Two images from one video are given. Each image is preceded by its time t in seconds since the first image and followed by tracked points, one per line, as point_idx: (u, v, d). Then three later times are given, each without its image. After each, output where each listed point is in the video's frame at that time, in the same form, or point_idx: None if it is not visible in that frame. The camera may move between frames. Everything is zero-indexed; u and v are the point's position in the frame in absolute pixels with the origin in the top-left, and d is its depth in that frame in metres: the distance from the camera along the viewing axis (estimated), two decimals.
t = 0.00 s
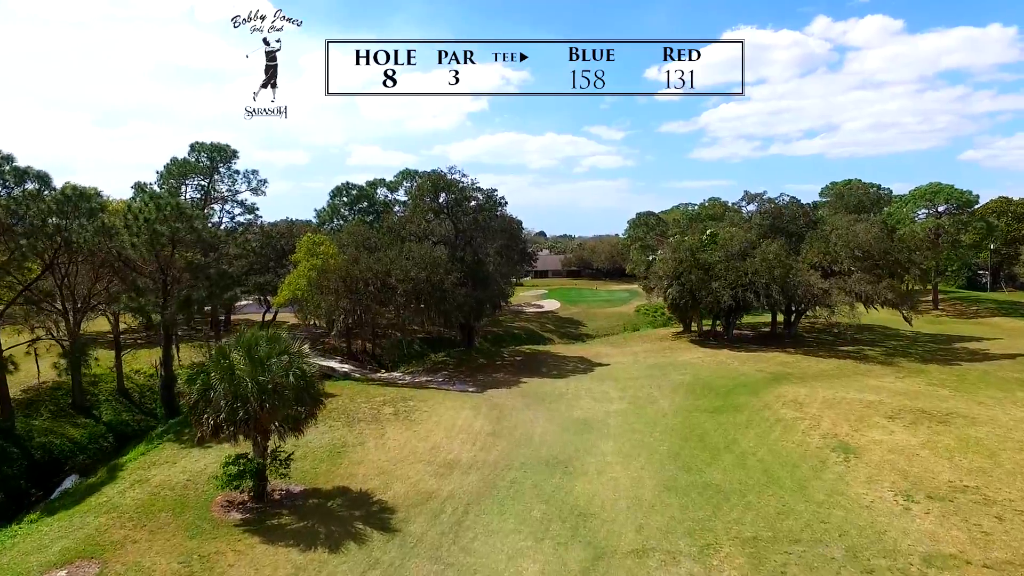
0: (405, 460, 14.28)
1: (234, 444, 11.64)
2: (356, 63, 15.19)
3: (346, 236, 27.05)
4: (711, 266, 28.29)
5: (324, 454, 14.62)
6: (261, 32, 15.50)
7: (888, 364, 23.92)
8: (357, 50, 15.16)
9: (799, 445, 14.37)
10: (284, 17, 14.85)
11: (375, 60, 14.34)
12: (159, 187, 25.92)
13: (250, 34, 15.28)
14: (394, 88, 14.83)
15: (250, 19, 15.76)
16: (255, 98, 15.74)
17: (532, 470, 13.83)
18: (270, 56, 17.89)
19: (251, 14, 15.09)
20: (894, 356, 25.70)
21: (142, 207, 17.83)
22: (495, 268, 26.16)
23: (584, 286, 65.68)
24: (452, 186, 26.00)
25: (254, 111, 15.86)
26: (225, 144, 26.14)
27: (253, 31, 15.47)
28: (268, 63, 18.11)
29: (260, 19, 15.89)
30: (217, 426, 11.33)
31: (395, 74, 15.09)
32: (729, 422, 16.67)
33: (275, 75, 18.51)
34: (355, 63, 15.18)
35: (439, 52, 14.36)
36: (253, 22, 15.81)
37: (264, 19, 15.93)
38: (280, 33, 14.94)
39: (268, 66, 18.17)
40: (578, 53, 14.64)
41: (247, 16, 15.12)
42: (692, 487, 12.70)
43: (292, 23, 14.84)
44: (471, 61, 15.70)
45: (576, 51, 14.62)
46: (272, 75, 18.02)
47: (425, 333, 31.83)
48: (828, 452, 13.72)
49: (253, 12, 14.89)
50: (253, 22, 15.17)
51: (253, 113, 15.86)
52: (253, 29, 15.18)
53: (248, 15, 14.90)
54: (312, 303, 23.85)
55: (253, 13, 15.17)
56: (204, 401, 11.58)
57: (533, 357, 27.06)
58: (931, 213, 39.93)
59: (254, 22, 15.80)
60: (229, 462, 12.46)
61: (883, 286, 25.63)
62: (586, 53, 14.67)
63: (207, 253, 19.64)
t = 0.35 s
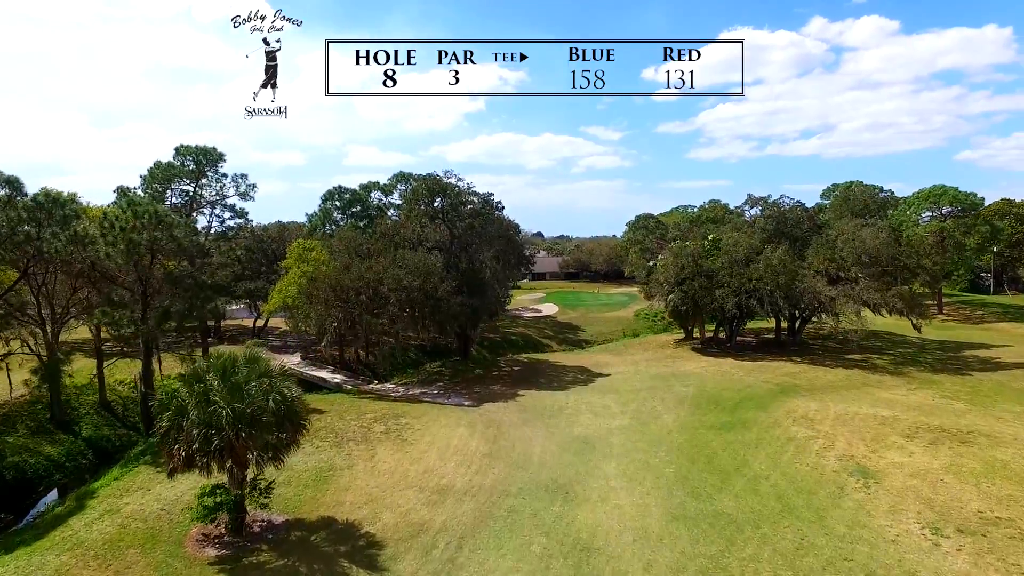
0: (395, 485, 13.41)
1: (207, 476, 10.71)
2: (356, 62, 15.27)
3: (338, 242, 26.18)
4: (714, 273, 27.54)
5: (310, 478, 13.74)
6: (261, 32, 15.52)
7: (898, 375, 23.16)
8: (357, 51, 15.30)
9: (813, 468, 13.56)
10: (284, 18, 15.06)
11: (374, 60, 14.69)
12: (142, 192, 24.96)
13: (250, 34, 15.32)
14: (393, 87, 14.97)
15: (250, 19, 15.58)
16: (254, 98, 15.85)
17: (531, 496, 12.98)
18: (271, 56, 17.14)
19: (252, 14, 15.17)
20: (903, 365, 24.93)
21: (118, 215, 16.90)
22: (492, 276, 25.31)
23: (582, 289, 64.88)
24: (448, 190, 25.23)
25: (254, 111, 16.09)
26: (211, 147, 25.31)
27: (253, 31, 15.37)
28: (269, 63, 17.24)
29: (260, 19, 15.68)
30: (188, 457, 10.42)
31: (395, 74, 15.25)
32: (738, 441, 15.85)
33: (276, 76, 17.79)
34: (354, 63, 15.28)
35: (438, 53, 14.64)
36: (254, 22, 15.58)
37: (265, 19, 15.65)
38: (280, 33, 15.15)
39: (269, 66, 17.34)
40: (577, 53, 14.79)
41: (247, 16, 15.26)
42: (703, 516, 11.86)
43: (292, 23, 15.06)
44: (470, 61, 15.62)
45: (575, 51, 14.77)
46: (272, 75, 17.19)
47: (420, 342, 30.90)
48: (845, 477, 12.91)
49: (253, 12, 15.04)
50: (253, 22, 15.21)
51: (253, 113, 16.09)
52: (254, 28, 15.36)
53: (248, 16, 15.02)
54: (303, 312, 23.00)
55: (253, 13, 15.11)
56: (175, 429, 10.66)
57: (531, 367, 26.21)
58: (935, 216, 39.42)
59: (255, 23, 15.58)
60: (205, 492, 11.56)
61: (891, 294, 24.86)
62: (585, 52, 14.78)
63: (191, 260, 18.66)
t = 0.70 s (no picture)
0: (382, 514, 12.52)
1: (175, 512, 9.81)
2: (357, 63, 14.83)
3: (327, 248, 25.19)
4: (716, 279, 26.74)
5: (291, 505, 12.84)
6: (261, 32, 14.94)
7: (907, 385, 22.40)
8: (357, 51, 14.87)
9: (828, 492, 12.76)
10: (284, 17, 14.51)
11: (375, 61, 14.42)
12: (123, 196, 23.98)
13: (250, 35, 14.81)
14: (393, 87, 14.45)
15: (249, 18, 14.87)
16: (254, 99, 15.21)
17: (528, 525, 12.12)
18: (271, 56, 16.19)
19: (252, 14, 14.73)
20: (911, 374, 24.18)
21: (93, 223, 16.00)
22: (488, 283, 24.41)
23: (579, 292, 64.03)
24: (442, 193, 24.31)
25: (254, 111, 15.38)
26: (197, 150, 24.33)
27: (252, 31, 14.78)
28: (269, 63, 16.23)
29: (259, 19, 14.94)
30: (154, 492, 9.52)
31: (395, 75, 14.85)
32: (745, 461, 15.02)
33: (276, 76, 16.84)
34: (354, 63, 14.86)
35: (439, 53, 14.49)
36: (253, 22, 14.85)
37: (265, 19, 14.91)
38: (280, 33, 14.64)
39: (270, 66, 16.34)
40: (577, 53, 14.59)
41: (247, 16, 14.77)
42: (712, 549, 11.02)
43: (292, 23, 14.55)
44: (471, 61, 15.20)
45: (576, 51, 14.57)
46: (273, 75, 16.19)
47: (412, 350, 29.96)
48: (863, 503, 12.10)
49: (253, 12, 14.72)
50: (253, 23, 14.69)
51: (252, 113, 15.38)
52: (254, 28, 14.82)
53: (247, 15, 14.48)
54: (291, 322, 22.10)
55: (253, 13, 14.61)
56: (141, 462, 9.75)
57: (528, 377, 25.35)
58: (939, 217, 38.67)
59: (255, 22, 14.85)
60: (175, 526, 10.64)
61: (899, 301, 24.11)
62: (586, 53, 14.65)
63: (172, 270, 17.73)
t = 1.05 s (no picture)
0: (368, 545, 11.65)
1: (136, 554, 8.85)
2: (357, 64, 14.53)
3: (318, 254, 24.33)
4: (721, 285, 25.90)
5: (272, 535, 11.95)
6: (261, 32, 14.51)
7: (919, 397, 21.57)
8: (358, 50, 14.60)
9: (846, 520, 11.92)
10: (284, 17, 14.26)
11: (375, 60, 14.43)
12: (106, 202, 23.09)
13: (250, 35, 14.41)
14: (394, 88, 14.20)
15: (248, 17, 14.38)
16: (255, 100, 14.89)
17: (525, 558, 11.25)
18: (271, 55, 15.40)
19: (252, 13, 14.26)
20: (922, 384, 23.38)
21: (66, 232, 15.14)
22: (484, 291, 23.59)
23: (578, 295, 63.17)
24: (437, 198, 23.51)
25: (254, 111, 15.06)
26: (183, 153, 23.54)
27: (252, 30, 14.38)
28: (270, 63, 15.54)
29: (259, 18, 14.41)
30: (112, 534, 8.56)
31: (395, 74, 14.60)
32: (756, 483, 14.18)
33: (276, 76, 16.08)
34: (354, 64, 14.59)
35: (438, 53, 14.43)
36: (253, 21, 14.33)
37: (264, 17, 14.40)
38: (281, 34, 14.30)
39: (270, 65, 15.53)
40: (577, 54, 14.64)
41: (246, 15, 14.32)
42: None
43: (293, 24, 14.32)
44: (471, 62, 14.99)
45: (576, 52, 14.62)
46: (273, 75, 15.42)
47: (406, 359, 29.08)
48: (886, 534, 11.26)
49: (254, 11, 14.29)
50: (252, 22, 14.29)
51: (252, 113, 15.04)
52: (253, 28, 14.42)
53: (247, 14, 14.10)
54: (280, 332, 21.23)
55: (254, 12, 13.98)
56: (95, 500, 8.72)
57: (526, 388, 24.49)
58: (946, 219, 37.90)
59: (254, 22, 14.35)
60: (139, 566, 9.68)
61: (910, 309, 23.30)
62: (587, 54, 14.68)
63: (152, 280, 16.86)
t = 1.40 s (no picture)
0: None
1: None
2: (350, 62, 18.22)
3: (308, 260, 23.45)
4: (725, 291, 25.08)
5: (248, 568, 11.07)
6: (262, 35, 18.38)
7: (933, 408, 20.71)
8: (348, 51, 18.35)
9: (867, 552, 11.07)
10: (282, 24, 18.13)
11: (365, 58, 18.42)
12: (89, 207, 22.30)
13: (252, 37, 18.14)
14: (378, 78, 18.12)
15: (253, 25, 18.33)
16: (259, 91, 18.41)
17: None
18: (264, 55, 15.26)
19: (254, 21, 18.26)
20: (934, 394, 22.55)
21: (36, 240, 14.37)
22: (481, 298, 22.75)
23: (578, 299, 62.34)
24: (432, 202, 22.71)
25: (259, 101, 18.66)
26: (168, 156, 22.74)
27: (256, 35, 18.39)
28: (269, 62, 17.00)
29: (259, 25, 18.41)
30: None
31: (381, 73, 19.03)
32: (767, 507, 13.33)
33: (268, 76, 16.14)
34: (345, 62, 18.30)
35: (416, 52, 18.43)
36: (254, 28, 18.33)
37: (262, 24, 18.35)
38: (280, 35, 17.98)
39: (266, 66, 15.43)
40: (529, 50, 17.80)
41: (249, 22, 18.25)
42: None
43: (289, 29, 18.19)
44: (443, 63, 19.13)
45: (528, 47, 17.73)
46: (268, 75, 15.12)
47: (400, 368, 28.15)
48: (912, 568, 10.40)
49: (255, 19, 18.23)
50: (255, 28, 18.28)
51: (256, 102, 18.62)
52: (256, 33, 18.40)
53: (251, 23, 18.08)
54: (267, 342, 20.38)
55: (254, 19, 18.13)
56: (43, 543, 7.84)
57: (523, 399, 23.64)
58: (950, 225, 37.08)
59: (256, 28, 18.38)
60: None
61: (922, 316, 22.48)
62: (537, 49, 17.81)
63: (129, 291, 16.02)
